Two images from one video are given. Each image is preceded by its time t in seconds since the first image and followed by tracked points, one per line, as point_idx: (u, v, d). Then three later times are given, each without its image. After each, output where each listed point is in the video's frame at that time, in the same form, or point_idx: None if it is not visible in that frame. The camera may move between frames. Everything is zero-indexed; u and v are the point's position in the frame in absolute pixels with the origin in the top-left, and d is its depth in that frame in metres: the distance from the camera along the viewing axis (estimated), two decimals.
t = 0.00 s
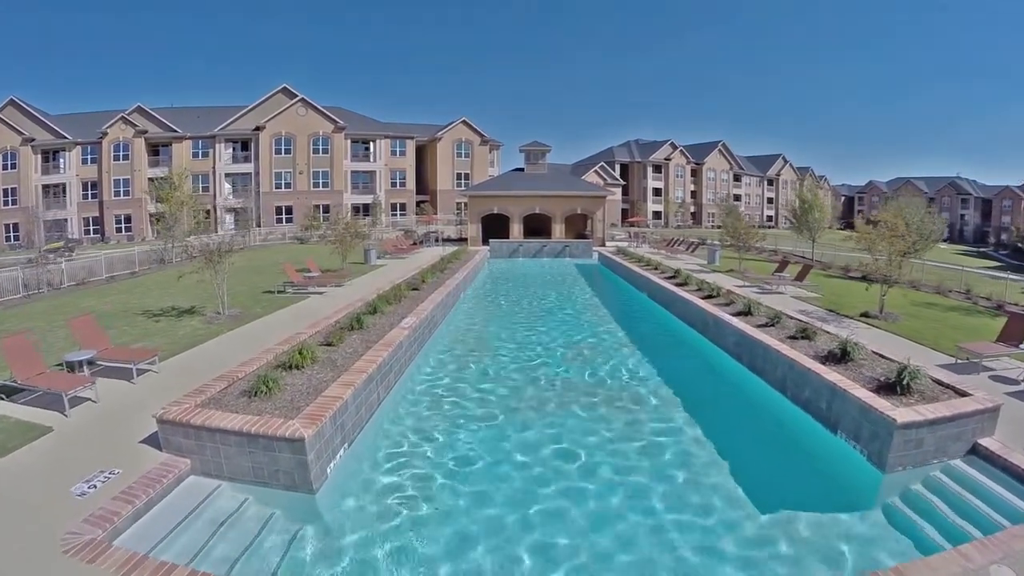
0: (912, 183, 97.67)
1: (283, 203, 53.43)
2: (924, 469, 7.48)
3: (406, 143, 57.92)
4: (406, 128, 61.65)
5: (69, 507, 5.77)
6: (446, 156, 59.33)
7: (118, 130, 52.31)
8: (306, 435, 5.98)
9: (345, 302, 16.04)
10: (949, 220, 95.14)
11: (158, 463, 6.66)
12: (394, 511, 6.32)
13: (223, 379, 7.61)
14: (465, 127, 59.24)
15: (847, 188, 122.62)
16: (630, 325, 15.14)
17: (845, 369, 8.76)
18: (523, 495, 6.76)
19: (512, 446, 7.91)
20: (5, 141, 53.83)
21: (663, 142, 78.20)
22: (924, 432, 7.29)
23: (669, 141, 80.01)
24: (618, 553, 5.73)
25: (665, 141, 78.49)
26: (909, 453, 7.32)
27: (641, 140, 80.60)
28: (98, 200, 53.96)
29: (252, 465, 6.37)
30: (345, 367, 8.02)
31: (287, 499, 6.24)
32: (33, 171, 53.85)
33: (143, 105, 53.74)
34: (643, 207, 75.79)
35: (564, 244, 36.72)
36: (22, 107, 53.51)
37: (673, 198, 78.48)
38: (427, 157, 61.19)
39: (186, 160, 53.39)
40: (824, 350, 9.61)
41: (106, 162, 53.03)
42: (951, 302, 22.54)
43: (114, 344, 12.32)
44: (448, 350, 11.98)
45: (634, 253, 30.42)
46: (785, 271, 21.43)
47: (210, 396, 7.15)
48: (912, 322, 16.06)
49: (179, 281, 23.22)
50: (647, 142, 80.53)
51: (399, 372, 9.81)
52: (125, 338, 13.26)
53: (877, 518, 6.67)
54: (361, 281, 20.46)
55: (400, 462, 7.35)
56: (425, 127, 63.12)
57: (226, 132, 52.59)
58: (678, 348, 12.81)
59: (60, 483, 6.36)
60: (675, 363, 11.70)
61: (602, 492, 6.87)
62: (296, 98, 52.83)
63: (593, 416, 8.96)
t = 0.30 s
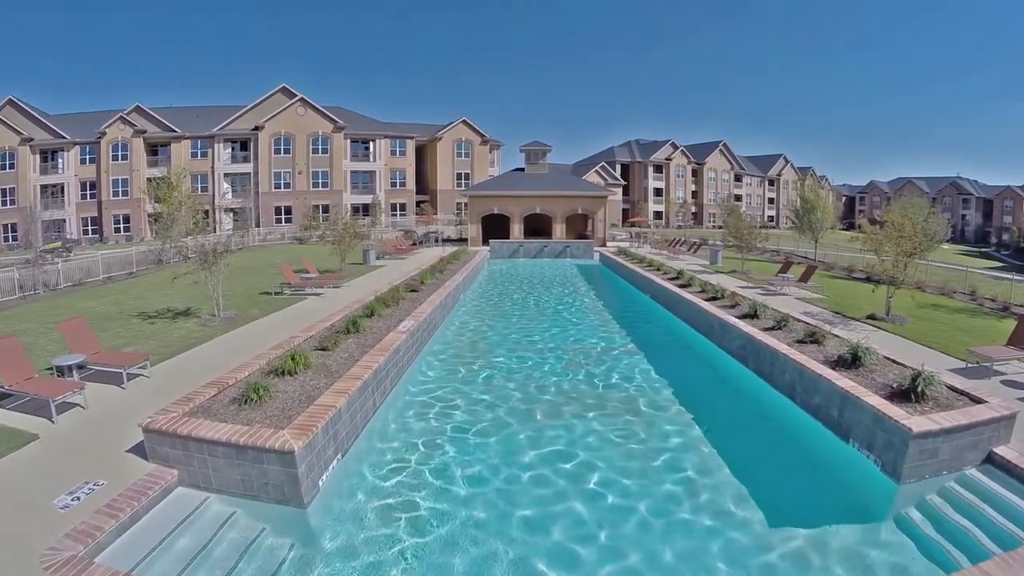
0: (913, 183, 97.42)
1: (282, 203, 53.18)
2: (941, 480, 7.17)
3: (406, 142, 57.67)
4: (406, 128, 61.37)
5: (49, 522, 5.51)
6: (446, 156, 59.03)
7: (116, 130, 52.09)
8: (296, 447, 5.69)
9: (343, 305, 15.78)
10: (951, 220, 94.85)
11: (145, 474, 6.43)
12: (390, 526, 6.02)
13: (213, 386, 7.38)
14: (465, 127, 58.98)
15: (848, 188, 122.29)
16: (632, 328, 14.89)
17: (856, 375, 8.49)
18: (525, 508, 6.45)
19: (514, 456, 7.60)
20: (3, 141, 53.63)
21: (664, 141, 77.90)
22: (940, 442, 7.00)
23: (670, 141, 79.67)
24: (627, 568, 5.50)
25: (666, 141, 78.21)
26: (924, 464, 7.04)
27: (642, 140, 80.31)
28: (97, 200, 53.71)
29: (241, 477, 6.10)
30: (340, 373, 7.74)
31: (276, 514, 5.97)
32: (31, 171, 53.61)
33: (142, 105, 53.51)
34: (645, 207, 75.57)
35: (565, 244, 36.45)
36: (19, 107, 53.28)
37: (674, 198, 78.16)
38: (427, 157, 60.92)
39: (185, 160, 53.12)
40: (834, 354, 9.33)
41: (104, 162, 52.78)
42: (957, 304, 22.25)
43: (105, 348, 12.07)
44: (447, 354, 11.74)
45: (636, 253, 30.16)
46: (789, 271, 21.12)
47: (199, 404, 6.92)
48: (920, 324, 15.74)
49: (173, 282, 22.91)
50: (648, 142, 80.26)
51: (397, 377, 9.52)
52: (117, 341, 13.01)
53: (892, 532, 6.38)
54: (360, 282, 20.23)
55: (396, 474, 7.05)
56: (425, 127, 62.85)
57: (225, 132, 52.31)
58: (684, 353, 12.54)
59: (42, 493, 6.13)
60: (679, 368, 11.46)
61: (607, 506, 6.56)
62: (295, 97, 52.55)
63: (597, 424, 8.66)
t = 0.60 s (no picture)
0: (914, 183, 97.30)
1: (282, 203, 52.95)
2: (960, 491, 6.87)
3: (406, 142, 57.42)
4: (406, 128, 61.09)
5: (26, 538, 5.21)
6: (445, 156, 58.75)
7: (115, 129, 51.86)
8: (285, 461, 5.41)
9: (340, 306, 15.55)
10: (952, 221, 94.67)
11: (130, 486, 6.15)
12: (382, 542, 5.69)
13: (202, 394, 7.13)
14: (465, 127, 58.72)
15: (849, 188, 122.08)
16: (635, 329, 14.62)
17: (868, 382, 8.21)
18: (525, 521, 6.11)
19: (514, 466, 7.26)
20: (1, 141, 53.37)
21: (665, 141, 77.65)
22: (957, 452, 6.72)
23: (671, 141, 79.43)
24: None
25: (666, 141, 77.98)
26: (941, 474, 6.76)
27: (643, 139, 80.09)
28: (95, 200, 53.44)
29: (228, 490, 5.84)
30: (334, 380, 7.46)
31: (265, 529, 5.69)
32: (29, 171, 53.35)
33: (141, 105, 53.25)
34: (645, 207, 75.38)
35: (566, 245, 36.18)
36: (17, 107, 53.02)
37: (675, 199, 77.92)
38: (427, 157, 60.66)
39: (184, 160, 52.86)
40: (845, 359, 9.05)
41: (103, 161, 52.52)
42: (964, 305, 21.97)
43: (96, 351, 11.87)
44: (445, 357, 11.47)
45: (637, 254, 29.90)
46: (793, 272, 20.83)
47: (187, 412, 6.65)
48: (927, 327, 15.45)
49: (167, 284, 22.55)
50: (648, 142, 80.00)
51: (393, 382, 9.26)
52: (109, 344, 12.82)
53: (910, 547, 6.09)
54: (359, 283, 19.95)
55: (394, 485, 6.74)
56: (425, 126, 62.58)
57: (224, 132, 52.03)
58: (687, 356, 12.22)
59: (20, 506, 5.83)
60: (683, 371, 11.18)
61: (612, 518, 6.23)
62: (294, 97, 52.27)
63: (600, 430, 8.32)
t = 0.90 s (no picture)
0: (915, 182, 97.06)
1: (281, 203, 52.70)
2: (978, 503, 6.59)
3: (406, 142, 57.16)
4: (405, 127, 60.81)
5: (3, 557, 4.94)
6: (445, 155, 58.47)
7: (113, 129, 51.64)
8: (272, 475, 5.14)
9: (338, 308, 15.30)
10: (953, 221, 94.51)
11: (115, 499, 5.88)
12: (376, 559, 5.41)
13: (190, 402, 6.94)
14: (465, 126, 58.46)
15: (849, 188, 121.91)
16: (638, 332, 14.37)
17: (880, 389, 7.94)
18: (525, 538, 5.82)
19: (515, 479, 6.95)
20: None
21: (665, 141, 77.40)
22: (975, 463, 6.45)
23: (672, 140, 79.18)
24: None
25: (667, 140, 77.71)
26: (959, 486, 6.48)
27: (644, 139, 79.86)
28: (93, 200, 53.16)
29: (215, 505, 5.57)
30: (328, 387, 7.19)
31: (253, 546, 5.42)
32: (27, 171, 53.10)
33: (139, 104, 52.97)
34: (646, 207, 75.15)
35: (566, 245, 35.91)
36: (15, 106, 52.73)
37: (676, 198, 77.70)
38: (427, 156, 60.39)
39: (183, 159, 52.60)
40: (855, 365, 8.78)
41: (101, 161, 52.26)
42: (970, 306, 21.72)
43: (88, 356, 11.61)
44: (445, 362, 11.22)
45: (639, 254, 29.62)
46: (798, 273, 20.53)
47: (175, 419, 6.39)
48: (935, 329, 15.16)
49: (161, 285, 22.19)
50: (649, 142, 79.78)
51: (389, 389, 8.99)
52: (101, 347, 12.57)
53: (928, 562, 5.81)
54: (357, 285, 19.68)
55: (389, 499, 6.44)
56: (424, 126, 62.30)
57: (223, 131, 51.75)
58: (692, 361, 11.96)
59: None
60: (687, 377, 10.94)
61: (617, 534, 5.93)
62: (293, 96, 51.99)
63: (603, 440, 8.04)
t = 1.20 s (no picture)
0: (916, 182, 96.82)
1: (279, 203, 52.43)
2: (998, 515, 6.29)
3: (406, 141, 56.89)
4: (405, 126, 60.55)
5: None
6: (445, 154, 58.17)
7: (111, 129, 51.38)
8: (258, 491, 4.88)
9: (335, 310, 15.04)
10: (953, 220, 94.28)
11: (98, 511, 5.62)
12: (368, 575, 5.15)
13: (176, 410, 6.73)
14: (465, 125, 58.20)
15: (849, 188, 121.61)
16: (640, 335, 14.14)
17: (892, 396, 7.68)
18: (525, 551, 5.56)
19: (515, 489, 6.67)
20: None
21: (666, 140, 77.12)
22: (993, 474, 6.17)
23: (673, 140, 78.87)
24: None
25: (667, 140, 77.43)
26: (977, 498, 6.20)
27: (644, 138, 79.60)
28: (91, 200, 52.88)
29: (200, 520, 5.31)
30: (320, 394, 6.94)
31: (238, 564, 5.15)
32: (25, 171, 52.86)
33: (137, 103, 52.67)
34: (647, 207, 74.90)
35: (567, 245, 35.62)
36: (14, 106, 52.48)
37: (676, 198, 77.43)
38: (427, 156, 60.10)
39: (181, 159, 52.33)
40: (866, 370, 8.52)
41: (99, 161, 52.00)
42: (976, 307, 21.45)
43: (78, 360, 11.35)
44: (443, 366, 11.00)
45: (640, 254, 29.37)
46: (802, 273, 20.24)
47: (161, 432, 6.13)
48: (943, 332, 14.89)
49: (153, 287, 21.81)
50: (649, 141, 79.52)
51: (385, 395, 8.75)
52: (92, 351, 12.30)
53: None
54: (355, 286, 19.43)
55: (384, 511, 6.16)
56: (424, 125, 62.02)
57: (222, 130, 51.49)
58: (696, 365, 11.71)
59: None
60: (691, 381, 10.73)
61: (622, 549, 5.66)
62: (292, 95, 51.69)
63: (606, 448, 7.78)
